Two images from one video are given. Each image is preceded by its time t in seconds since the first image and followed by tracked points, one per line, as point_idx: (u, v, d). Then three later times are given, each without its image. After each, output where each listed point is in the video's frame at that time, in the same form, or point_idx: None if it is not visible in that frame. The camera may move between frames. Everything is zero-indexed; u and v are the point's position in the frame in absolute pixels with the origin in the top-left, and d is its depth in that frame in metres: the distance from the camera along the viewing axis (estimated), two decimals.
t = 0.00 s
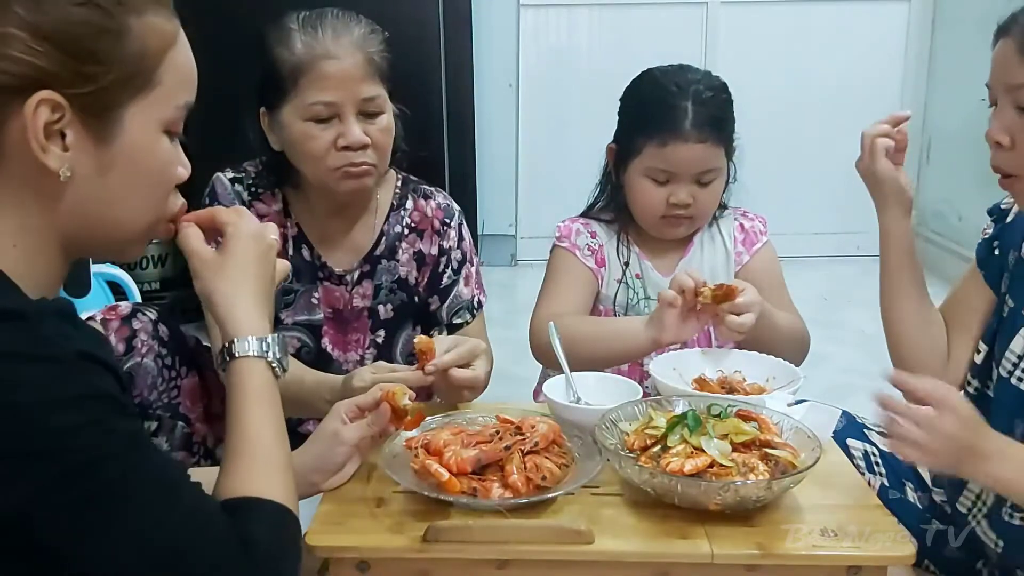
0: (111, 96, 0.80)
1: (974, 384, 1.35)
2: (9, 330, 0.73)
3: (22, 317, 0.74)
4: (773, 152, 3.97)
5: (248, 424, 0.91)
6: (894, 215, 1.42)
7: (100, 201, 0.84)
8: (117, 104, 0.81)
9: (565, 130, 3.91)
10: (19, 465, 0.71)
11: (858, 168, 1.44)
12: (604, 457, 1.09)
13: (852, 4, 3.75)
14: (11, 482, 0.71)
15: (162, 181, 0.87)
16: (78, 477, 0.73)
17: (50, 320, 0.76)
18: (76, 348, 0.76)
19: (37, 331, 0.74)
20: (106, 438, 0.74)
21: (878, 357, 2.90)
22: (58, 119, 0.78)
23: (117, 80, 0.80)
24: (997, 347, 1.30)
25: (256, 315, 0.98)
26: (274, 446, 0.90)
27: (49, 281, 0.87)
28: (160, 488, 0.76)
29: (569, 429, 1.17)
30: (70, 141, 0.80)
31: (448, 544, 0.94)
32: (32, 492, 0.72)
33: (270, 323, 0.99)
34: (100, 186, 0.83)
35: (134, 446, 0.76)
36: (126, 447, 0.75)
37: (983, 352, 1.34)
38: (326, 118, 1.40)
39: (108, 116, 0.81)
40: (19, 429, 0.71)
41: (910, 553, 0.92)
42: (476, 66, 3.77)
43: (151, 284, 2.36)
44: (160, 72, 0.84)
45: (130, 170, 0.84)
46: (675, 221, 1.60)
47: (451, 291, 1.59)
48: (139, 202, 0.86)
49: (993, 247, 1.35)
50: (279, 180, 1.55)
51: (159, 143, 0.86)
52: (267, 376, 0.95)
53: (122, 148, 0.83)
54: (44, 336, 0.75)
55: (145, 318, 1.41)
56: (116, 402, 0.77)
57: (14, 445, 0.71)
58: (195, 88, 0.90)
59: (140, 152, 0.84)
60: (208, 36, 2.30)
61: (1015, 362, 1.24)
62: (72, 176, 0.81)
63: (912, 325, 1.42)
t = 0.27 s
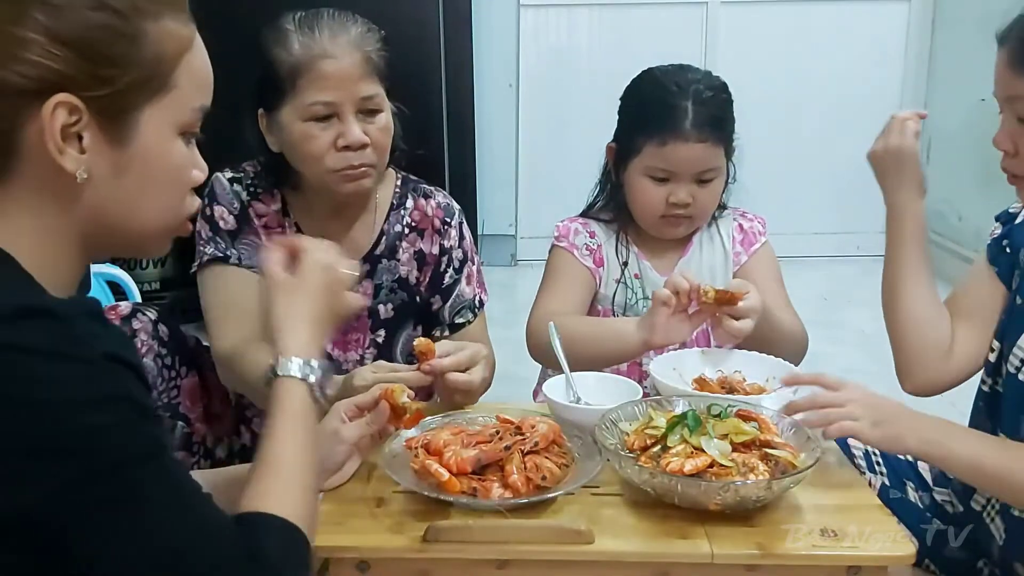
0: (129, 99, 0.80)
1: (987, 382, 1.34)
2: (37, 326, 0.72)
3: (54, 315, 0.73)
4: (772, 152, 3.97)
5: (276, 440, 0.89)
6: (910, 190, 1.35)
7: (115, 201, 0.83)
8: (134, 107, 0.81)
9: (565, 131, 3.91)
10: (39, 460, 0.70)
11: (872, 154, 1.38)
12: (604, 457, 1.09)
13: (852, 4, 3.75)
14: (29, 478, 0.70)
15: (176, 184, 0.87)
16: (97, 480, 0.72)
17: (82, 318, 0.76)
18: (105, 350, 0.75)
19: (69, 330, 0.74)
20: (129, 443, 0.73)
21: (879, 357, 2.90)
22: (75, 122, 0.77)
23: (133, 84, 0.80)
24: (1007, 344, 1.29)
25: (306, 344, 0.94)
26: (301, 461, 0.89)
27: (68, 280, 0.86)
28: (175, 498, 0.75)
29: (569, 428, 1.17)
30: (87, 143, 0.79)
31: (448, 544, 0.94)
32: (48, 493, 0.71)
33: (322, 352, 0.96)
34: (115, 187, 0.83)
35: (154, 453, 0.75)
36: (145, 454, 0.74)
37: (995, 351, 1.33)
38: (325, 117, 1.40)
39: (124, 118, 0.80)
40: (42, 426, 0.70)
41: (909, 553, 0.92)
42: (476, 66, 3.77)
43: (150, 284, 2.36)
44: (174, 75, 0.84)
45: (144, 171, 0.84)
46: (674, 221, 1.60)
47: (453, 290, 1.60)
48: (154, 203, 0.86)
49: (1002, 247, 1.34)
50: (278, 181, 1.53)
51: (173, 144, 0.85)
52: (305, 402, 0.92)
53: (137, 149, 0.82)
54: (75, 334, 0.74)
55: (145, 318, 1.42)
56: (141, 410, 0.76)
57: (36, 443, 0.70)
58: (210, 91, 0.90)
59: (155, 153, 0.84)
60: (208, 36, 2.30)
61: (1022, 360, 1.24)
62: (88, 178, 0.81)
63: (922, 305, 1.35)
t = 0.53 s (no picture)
0: (146, 102, 0.81)
1: (995, 380, 1.32)
2: (83, 302, 0.73)
3: (98, 291, 0.74)
4: (773, 151, 3.97)
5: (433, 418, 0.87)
6: (940, 175, 1.34)
7: (138, 203, 0.84)
8: (151, 110, 0.81)
9: (565, 130, 3.91)
10: (96, 431, 0.72)
11: (908, 144, 1.37)
12: (604, 458, 1.08)
13: (852, 4, 3.75)
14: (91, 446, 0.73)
15: (196, 182, 0.86)
16: (157, 443, 0.72)
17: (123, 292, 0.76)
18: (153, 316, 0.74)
19: (110, 305, 0.73)
20: (182, 402, 0.72)
21: (879, 357, 2.90)
22: (96, 124, 0.79)
23: (149, 88, 0.80)
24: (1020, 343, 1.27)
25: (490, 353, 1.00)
26: (446, 409, 0.87)
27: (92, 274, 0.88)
28: (246, 443, 0.74)
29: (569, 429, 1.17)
30: (108, 147, 0.80)
31: (447, 543, 0.95)
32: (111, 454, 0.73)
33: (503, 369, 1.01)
34: (136, 187, 0.83)
35: (213, 405, 0.73)
36: (202, 410, 0.73)
37: (1004, 349, 1.30)
38: (325, 118, 1.40)
39: (143, 121, 0.81)
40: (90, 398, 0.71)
41: (909, 553, 0.92)
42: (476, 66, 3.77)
43: (151, 284, 2.35)
44: (191, 77, 0.83)
45: (164, 173, 0.84)
46: (674, 221, 1.60)
47: (454, 293, 1.62)
48: (178, 197, 0.86)
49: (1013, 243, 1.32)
50: (278, 183, 1.53)
51: (191, 146, 0.85)
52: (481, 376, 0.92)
53: (155, 150, 0.83)
54: (115, 310, 0.73)
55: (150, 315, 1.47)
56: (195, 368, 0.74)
57: (92, 415, 0.71)
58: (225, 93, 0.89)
59: (173, 154, 0.84)
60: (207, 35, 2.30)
61: None
62: (110, 179, 0.82)
63: (937, 290, 1.31)
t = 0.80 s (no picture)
0: (150, 96, 0.82)
1: (1001, 380, 1.31)
2: (176, 274, 0.80)
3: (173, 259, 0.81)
4: (773, 151, 3.97)
5: (541, 358, 0.93)
6: (965, 164, 1.34)
7: (153, 196, 0.86)
8: (154, 104, 0.82)
9: (565, 130, 3.91)
10: (197, 384, 0.80)
11: (948, 131, 1.37)
12: (604, 458, 1.08)
13: (852, 5, 3.75)
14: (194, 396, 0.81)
15: (209, 169, 0.88)
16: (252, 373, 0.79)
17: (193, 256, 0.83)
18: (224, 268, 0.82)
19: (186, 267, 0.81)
20: (264, 332, 0.79)
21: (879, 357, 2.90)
22: (104, 121, 0.80)
23: (151, 82, 0.81)
24: None
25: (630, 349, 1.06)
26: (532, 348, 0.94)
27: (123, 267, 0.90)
28: (331, 357, 0.81)
29: (569, 429, 1.17)
30: (117, 142, 0.82)
31: (448, 544, 0.94)
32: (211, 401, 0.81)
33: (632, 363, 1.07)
34: (150, 180, 0.85)
35: (293, 328, 0.80)
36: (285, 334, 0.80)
37: (1011, 350, 1.30)
38: (325, 120, 1.40)
39: (147, 114, 0.82)
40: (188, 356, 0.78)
41: (910, 553, 0.92)
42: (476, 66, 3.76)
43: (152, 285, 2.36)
44: (193, 68, 0.85)
45: (174, 164, 0.85)
46: (675, 221, 1.60)
47: (459, 295, 1.62)
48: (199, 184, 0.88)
49: (1022, 242, 1.32)
50: (280, 184, 1.53)
51: (197, 135, 0.86)
52: (603, 356, 0.99)
53: (163, 143, 0.84)
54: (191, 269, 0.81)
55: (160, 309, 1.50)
56: (290, 321, 0.81)
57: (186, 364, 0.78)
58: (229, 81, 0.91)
59: (182, 144, 0.85)
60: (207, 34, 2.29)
61: None
62: (122, 173, 0.83)
63: (949, 275, 1.31)
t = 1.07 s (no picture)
0: (136, 94, 0.82)
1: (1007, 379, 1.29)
2: (161, 272, 0.80)
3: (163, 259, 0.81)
4: (773, 152, 3.97)
5: (536, 349, 0.94)
6: (982, 161, 1.29)
7: (138, 196, 0.85)
8: (141, 102, 0.82)
9: (565, 130, 3.91)
10: (191, 385, 0.80)
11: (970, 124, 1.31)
12: (604, 458, 1.08)
13: (852, 5, 3.75)
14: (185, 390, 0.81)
15: (195, 169, 0.88)
16: (244, 369, 0.79)
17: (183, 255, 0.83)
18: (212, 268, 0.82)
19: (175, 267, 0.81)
20: (252, 328, 0.79)
21: (879, 357, 2.90)
22: (91, 120, 0.80)
23: (138, 81, 0.81)
24: None
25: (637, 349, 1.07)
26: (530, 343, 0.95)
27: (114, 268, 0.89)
28: (320, 353, 0.81)
29: (569, 428, 1.17)
30: (104, 140, 0.81)
31: (449, 544, 0.94)
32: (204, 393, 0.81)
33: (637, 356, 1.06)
34: (137, 179, 0.85)
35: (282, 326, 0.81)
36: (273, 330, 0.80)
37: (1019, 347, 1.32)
38: (331, 120, 1.40)
39: (134, 113, 0.82)
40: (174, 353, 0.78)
41: (910, 552, 0.92)
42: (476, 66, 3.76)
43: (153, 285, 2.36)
44: (180, 66, 0.85)
45: (160, 163, 0.85)
46: (674, 221, 1.60)
47: (461, 296, 1.62)
48: (186, 183, 0.88)
49: None
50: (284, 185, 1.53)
51: (185, 135, 0.86)
52: (599, 349, 0.99)
53: (150, 142, 0.84)
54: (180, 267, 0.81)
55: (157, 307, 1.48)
56: (277, 320, 0.81)
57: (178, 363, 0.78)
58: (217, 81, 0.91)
59: (169, 144, 0.85)
60: (206, 34, 2.29)
61: None
62: (109, 172, 0.83)
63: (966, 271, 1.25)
